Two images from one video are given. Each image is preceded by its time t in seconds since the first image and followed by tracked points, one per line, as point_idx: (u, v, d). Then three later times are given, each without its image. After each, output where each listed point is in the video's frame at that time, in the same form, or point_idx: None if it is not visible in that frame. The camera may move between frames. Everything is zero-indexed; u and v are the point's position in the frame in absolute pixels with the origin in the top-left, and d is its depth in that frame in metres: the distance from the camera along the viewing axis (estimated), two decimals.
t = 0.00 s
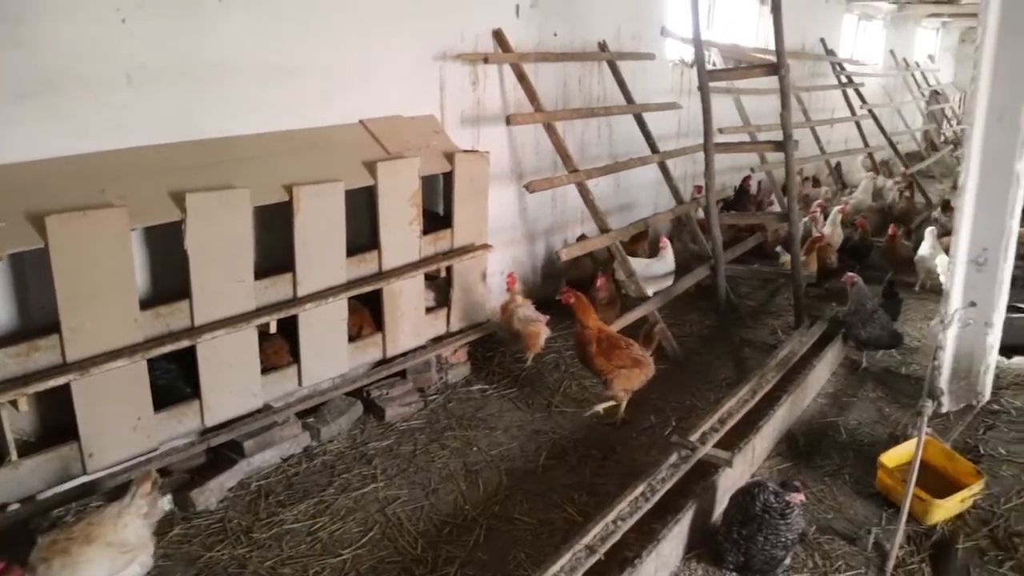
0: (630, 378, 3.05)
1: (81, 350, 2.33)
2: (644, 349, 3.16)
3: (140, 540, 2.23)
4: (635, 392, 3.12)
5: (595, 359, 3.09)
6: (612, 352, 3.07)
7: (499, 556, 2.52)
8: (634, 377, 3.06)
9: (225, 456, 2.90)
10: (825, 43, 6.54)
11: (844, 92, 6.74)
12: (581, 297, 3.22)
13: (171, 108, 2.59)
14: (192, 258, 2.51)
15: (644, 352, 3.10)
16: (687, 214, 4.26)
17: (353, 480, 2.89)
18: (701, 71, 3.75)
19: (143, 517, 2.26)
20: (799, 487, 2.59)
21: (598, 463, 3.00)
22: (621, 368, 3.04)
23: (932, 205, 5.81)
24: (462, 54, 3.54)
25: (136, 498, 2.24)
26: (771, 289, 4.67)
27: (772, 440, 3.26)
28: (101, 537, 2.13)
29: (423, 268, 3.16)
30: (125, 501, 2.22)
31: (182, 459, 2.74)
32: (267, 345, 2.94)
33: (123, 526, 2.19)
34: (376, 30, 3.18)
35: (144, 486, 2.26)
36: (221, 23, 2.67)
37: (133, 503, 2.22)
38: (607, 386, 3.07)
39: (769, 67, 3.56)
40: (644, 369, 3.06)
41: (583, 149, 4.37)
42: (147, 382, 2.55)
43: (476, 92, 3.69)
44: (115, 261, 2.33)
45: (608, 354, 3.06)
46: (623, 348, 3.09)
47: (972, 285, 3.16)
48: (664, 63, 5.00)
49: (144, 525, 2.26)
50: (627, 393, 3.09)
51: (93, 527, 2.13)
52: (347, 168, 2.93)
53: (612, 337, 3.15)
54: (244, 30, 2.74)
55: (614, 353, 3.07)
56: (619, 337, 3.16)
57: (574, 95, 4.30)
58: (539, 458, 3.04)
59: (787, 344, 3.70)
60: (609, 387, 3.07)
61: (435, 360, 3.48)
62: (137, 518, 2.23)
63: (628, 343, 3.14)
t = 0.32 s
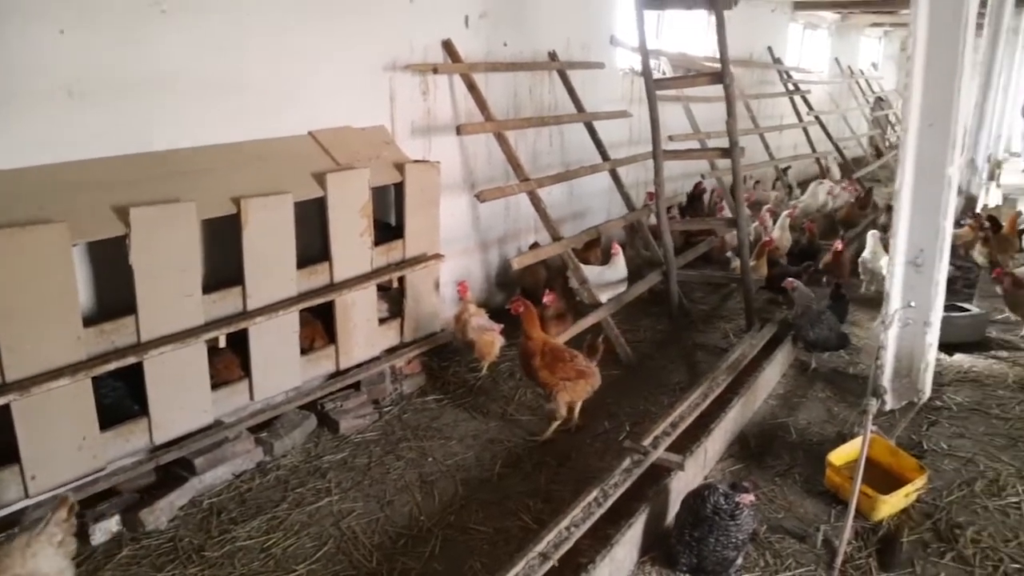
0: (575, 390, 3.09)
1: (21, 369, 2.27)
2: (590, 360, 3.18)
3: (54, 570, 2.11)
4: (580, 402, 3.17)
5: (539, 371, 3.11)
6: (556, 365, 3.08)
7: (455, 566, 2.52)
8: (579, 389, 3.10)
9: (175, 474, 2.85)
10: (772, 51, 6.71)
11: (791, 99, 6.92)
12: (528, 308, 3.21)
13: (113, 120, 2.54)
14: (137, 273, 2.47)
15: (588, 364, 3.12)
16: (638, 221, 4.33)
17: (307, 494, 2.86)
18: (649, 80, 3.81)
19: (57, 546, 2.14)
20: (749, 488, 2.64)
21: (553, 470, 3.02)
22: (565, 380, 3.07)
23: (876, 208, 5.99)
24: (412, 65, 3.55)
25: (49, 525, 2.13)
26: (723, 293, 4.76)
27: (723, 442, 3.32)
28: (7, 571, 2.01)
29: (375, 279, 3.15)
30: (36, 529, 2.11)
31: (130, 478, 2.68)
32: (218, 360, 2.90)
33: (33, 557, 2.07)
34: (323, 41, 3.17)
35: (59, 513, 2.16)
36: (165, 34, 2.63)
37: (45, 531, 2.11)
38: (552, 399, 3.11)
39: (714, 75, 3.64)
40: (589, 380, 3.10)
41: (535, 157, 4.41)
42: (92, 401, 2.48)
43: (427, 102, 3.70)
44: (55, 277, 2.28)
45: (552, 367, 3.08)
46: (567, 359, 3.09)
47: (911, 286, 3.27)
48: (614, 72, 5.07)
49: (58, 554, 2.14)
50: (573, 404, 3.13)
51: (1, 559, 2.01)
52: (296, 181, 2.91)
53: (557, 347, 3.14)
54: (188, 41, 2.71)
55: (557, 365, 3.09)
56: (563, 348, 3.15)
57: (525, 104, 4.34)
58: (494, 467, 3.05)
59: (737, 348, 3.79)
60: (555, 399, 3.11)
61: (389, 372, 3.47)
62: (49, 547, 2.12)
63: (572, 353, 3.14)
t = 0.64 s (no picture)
0: (530, 400, 3.11)
1: None
2: (541, 369, 3.22)
3: None
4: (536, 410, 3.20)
5: (493, 386, 3.12)
6: (509, 377, 3.10)
7: None
8: (534, 398, 3.12)
9: (136, 494, 2.80)
10: (728, 59, 6.84)
11: (748, 106, 7.05)
12: (463, 337, 3.12)
13: (65, 137, 2.51)
14: (92, 292, 2.43)
15: (540, 373, 3.15)
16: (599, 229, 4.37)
17: (272, 511, 2.84)
18: (606, 89, 3.86)
19: None
20: (712, 490, 2.66)
21: (519, 479, 3.04)
22: (520, 391, 3.09)
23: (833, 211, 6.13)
24: (369, 78, 3.56)
25: None
26: (685, 298, 4.83)
27: (687, 446, 3.36)
28: None
29: (336, 293, 3.15)
30: None
31: (90, 500, 2.64)
32: (178, 378, 2.87)
33: None
34: (279, 56, 3.17)
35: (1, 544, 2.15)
36: (117, 50, 2.61)
37: None
38: (509, 410, 3.13)
39: (670, 84, 3.70)
40: (543, 389, 3.14)
41: (496, 168, 4.44)
42: (48, 423, 2.44)
43: (385, 114, 3.71)
44: (6, 298, 2.24)
45: (507, 380, 3.10)
46: (519, 371, 3.11)
47: (865, 287, 3.34)
48: (573, 81, 5.14)
49: None
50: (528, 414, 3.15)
51: None
52: (255, 196, 2.90)
53: (507, 360, 3.15)
54: (141, 56, 2.69)
55: (511, 378, 3.10)
56: (515, 359, 3.17)
57: (484, 115, 4.37)
58: (460, 477, 3.05)
59: (699, 352, 3.85)
60: (511, 410, 3.13)
61: (353, 385, 3.46)
62: None
63: (525, 363, 3.17)
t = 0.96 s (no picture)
0: (495, 405, 3.13)
1: None
2: (500, 374, 3.26)
3: None
4: (500, 415, 3.21)
5: (456, 396, 3.11)
6: (471, 384, 3.11)
7: None
8: (498, 403, 3.14)
9: (103, 508, 2.77)
10: (694, 64, 6.93)
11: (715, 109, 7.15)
12: (433, 347, 3.13)
13: (23, 147, 2.48)
14: (53, 303, 2.39)
15: (500, 378, 3.19)
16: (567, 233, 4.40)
17: (242, 521, 2.82)
18: (571, 94, 3.90)
19: None
20: (680, 489, 2.70)
21: (490, 483, 3.05)
22: (483, 398, 3.10)
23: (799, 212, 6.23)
24: (335, 85, 3.56)
25: None
26: (655, 300, 4.88)
27: (656, 447, 3.40)
28: None
29: (304, 301, 3.14)
30: None
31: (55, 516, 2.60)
32: (145, 389, 2.85)
33: None
34: (243, 64, 3.16)
35: None
36: (75, 59, 2.58)
37: None
38: (474, 418, 3.12)
39: (634, 88, 3.74)
40: (505, 394, 3.17)
41: (464, 173, 4.46)
42: (9, 438, 2.39)
43: (352, 121, 3.71)
44: None
45: (469, 388, 3.10)
46: (479, 378, 3.14)
47: (827, 286, 3.41)
48: (540, 86, 5.17)
49: None
50: (492, 420, 3.16)
51: None
52: (220, 204, 2.88)
53: (466, 368, 3.17)
54: (101, 65, 2.66)
55: (473, 385, 3.11)
56: (474, 367, 3.19)
57: (452, 121, 4.39)
58: (431, 482, 3.06)
59: (668, 352, 3.90)
60: (476, 419, 3.12)
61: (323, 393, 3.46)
62: None
63: (484, 370, 3.20)
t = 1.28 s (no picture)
0: (459, 411, 3.15)
1: None
2: (464, 379, 3.25)
3: None
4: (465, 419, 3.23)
5: (419, 403, 3.11)
6: (435, 391, 3.11)
7: None
8: (462, 409, 3.16)
9: (65, 522, 2.72)
10: (659, 65, 7.01)
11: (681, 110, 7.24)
12: (397, 352, 3.14)
13: None
14: (8, 314, 2.34)
15: (464, 383, 3.19)
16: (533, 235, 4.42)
17: (208, 531, 2.79)
18: (534, 97, 3.92)
19: None
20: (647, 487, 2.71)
21: (459, 486, 3.06)
22: (448, 404, 3.10)
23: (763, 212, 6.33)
24: (297, 89, 3.55)
25: None
26: (622, 301, 4.92)
27: (624, 446, 3.44)
28: None
29: (269, 307, 3.12)
30: None
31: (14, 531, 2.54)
32: (107, 400, 2.81)
33: None
34: (203, 69, 3.13)
35: None
36: (29, 65, 2.54)
37: None
38: (439, 425, 3.15)
39: (597, 91, 3.77)
40: (469, 399, 3.18)
41: (430, 176, 4.46)
42: None
43: (315, 125, 3.70)
44: None
45: (433, 395, 3.10)
46: (444, 385, 3.13)
47: (788, 284, 3.47)
48: (506, 89, 5.19)
49: None
50: (457, 425, 3.19)
51: None
52: (181, 211, 2.85)
53: (430, 375, 3.16)
54: (56, 71, 2.62)
55: (436, 392, 3.11)
56: (437, 373, 3.18)
57: (417, 125, 4.39)
58: (400, 487, 3.06)
59: (635, 352, 3.94)
60: (441, 424, 3.14)
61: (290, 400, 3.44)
62: None
63: (448, 375, 3.19)
